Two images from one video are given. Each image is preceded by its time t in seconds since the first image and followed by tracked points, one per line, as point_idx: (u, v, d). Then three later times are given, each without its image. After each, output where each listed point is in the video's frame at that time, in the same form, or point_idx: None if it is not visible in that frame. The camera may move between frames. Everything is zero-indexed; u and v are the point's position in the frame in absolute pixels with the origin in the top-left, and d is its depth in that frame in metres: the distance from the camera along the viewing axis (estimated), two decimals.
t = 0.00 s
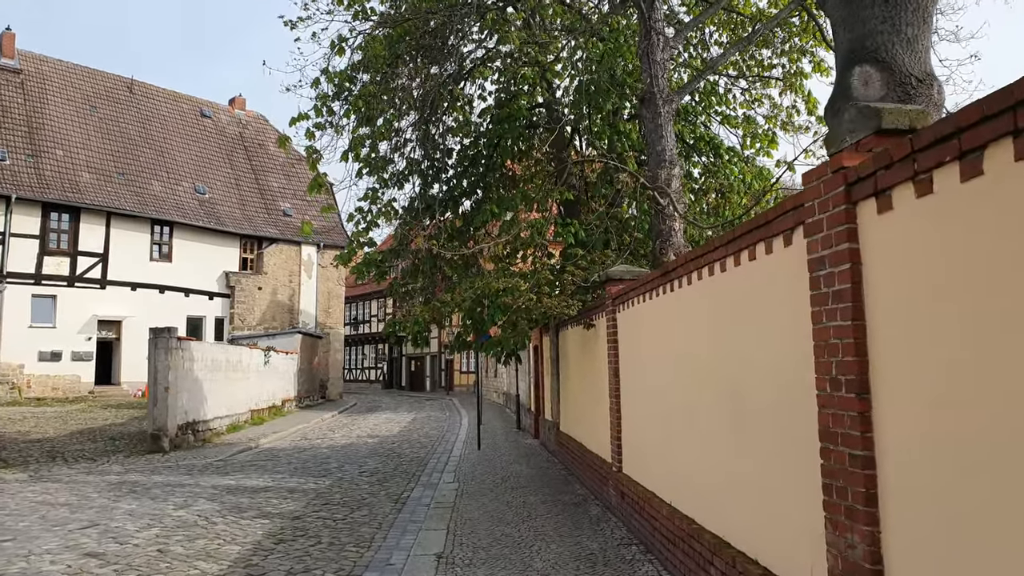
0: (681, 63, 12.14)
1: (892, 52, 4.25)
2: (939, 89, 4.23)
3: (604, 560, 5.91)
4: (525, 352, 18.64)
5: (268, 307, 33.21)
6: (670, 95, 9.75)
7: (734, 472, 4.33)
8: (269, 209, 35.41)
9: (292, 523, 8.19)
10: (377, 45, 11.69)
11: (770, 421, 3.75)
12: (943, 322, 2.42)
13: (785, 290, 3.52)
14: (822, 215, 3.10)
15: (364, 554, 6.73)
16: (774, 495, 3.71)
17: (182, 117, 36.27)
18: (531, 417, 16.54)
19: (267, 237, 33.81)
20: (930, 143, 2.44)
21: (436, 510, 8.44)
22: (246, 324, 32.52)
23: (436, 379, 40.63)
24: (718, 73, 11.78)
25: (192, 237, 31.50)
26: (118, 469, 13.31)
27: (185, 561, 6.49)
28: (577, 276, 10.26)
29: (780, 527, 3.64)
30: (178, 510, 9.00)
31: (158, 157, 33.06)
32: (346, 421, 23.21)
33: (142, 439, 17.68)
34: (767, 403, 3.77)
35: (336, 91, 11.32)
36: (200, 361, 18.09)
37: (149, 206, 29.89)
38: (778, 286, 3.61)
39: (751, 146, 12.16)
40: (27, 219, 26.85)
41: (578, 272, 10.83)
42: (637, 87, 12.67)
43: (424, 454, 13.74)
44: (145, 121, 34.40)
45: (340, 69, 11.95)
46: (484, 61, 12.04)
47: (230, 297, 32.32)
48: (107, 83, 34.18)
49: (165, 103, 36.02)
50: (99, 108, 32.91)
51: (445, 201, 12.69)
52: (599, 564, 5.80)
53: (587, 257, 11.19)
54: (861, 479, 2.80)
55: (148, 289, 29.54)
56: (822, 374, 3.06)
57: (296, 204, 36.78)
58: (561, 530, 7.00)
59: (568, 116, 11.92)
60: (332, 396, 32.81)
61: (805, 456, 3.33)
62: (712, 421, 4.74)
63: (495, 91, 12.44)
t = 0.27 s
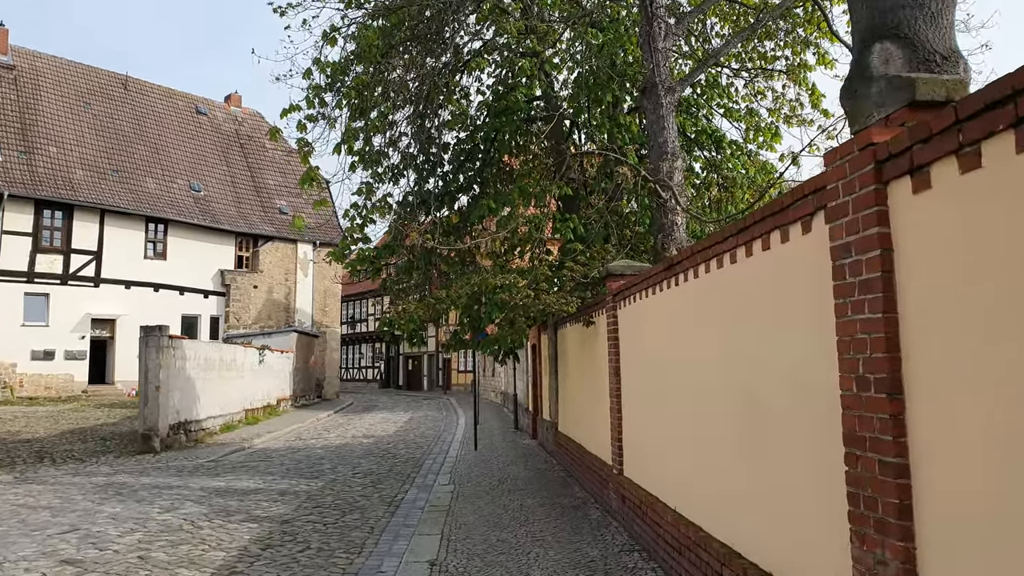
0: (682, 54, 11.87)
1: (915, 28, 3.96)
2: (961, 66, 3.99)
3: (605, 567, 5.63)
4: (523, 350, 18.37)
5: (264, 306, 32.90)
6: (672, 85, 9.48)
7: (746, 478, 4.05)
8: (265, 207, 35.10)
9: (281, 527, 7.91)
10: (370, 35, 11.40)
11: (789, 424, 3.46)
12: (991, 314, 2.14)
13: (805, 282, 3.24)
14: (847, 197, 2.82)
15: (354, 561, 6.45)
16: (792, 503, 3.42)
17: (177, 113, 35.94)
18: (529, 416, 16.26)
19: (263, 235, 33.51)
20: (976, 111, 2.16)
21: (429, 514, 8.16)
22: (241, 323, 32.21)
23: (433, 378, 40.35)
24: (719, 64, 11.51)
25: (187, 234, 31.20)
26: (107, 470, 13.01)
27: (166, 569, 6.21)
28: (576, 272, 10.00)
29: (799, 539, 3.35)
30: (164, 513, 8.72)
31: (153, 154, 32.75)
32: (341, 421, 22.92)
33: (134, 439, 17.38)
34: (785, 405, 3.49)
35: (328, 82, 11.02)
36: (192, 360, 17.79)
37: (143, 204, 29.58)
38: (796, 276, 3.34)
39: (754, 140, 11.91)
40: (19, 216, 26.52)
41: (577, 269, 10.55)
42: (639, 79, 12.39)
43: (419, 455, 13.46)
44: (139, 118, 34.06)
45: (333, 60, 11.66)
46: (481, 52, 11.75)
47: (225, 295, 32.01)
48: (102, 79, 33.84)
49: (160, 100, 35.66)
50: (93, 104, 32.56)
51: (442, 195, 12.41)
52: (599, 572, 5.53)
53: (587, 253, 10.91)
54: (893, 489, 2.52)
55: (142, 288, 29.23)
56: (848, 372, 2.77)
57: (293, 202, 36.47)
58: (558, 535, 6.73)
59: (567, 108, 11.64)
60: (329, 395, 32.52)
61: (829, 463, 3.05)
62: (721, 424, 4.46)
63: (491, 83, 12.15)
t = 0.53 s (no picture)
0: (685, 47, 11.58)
1: (948, 4, 3.74)
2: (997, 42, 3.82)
3: None
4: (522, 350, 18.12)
5: (261, 305, 32.61)
6: (677, 77, 9.20)
7: (767, 490, 3.76)
8: (262, 206, 34.81)
9: (273, 534, 7.61)
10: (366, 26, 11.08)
11: (820, 433, 3.16)
12: None
13: (838, 275, 2.95)
14: (886, 181, 2.53)
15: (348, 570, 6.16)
16: (821, 517, 3.15)
17: (174, 111, 35.61)
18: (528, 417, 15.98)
19: (260, 233, 33.21)
20: None
21: (427, 520, 7.87)
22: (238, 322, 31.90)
23: (432, 378, 40.09)
24: (724, 57, 11.22)
25: (184, 233, 30.90)
26: (98, 473, 12.71)
27: None
28: (578, 270, 9.74)
29: (831, 556, 3.07)
30: (153, 519, 8.42)
31: (149, 152, 32.44)
32: (339, 422, 22.63)
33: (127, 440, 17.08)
34: (813, 408, 3.20)
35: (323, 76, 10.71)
36: (186, 360, 17.49)
37: (139, 202, 29.29)
38: (828, 270, 3.05)
39: (759, 135, 11.63)
40: (13, 214, 26.20)
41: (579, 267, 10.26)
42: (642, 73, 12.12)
43: (417, 457, 13.17)
44: (136, 115, 33.73)
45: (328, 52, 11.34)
46: (481, 44, 11.44)
47: (222, 295, 31.71)
48: (98, 76, 33.50)
49: (157, 97, 35.31)
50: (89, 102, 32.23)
51: (440, 191, 12.09)
52: None
53: (589, 251, 10.65)
54: (945, 507, 2.24)
55: (138, 287, 28.93)
56: (889, 378, 2.50)
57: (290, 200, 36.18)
58: (561, 544, 6.46)
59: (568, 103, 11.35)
60: (326, 395, 32.23)
61: (865, 474, 2.77)
62: (739, 428, 4.17)
63: (490, 77, 11.85)
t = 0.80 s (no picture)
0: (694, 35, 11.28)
1: None
2: None
3: None
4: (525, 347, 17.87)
5: (262, 302, 32.35)
6: (687, 64, 8.91)
7: (808, 492, 3.49)
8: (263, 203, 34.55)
9: (269, 536, 7.33)
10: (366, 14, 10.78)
11: (874, 429, 2.90)
12: None
13: (892, 256, 2.69)
14: (948, 147, 2.26)
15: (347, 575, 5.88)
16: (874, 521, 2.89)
17: (174, 107, 35.33)
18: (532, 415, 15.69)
19: (261, 231, 32.95)
20: None
21: (429, 521, 7.60)
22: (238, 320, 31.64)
23: (433, 376, 39.84)
24: (733, 45, 10.91)
25: (184, 230, 30.64)
26: (93, 472, 12.43)
27: None
28: (584, 264, 9.46)
29: (889, 563, 2.81)
30: (146, 520, 8.14)
31: (149, 149, 32.18)
32: (339, 420, 22.37)
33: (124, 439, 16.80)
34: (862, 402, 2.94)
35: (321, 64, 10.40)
36: (185, 357, 17.21)
37: (139, 199, 29.03)
38: (879, 250, 2.79)
39: (769, 125, 11.33)
40: (11, 211, 25.94)
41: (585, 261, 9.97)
42: (650, 62, 11.84)
43: (418, 456, 12.89)
44: (136, 112, 33.45)
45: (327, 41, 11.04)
46: (484, 33, 11.14)
47: (223, 292, 31.45)
48: (97, 72, 33.21)
49: (157, 93, 35.04)
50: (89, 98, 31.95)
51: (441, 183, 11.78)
52: None
53: (596, 243, 10.38)
54: None
55: (138, 284, 28.69)
56: (951, 369, 2.24)
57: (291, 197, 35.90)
58: (569, 548, 6.18)
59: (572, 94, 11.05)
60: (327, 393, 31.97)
61: (934, 473, 2.50)
62: (773, 425, 3.90)
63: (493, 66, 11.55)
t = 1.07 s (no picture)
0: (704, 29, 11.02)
1: None
2: None
3: None
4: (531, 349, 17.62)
5: (264, 304, 32.13)
6: (699, 58, 8.64)
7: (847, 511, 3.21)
8: (265, 203, 34.32)
9: (267, 547, 7.06)
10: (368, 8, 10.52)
11: (926, 447, 2.63)
12: None
13: (954, 253, 2.40)
14: None
15: None
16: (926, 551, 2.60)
17: (176, 107, 35.09)
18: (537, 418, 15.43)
19: (263, 231, 32.72)
20: None
21: (433, 531, 7.32)
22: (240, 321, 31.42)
23: (436, 378, 39.62)
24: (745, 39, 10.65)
25: (185, 231, 30.43)
26: (90, 477, 12.19)
27: None
28: (593, 265, 9.20)
29: None
30: (141, 529, 7.89)
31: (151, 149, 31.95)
32: (342, 423, 22.11)
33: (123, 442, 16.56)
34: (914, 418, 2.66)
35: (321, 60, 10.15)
36: (185, 360, 16.97)
37: (140, 199, 28.81)
38: (937, 248, 2.51)
39: (781, 122, 11.07)
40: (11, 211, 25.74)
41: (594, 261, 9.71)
42: (658, 58, 11.59)
43: (422, 461, 12.63)
44: (137, 111, 33.23)
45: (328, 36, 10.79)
46: (489, 27, 10.88)
47: (225, 293, 31.24)
48: (99, 72, 32.99)
49: (159, 93, 34.83)
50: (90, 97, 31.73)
51: (444, 181, 11.48)
52: None
53: (604, 244, 10.12)
54: None
55: (140, 285, 28.50)
56: None
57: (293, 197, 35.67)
58: (580, 561, 5.90)
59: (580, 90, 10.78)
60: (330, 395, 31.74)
61: (1005, 500, 2.22)
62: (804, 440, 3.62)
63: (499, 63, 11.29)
